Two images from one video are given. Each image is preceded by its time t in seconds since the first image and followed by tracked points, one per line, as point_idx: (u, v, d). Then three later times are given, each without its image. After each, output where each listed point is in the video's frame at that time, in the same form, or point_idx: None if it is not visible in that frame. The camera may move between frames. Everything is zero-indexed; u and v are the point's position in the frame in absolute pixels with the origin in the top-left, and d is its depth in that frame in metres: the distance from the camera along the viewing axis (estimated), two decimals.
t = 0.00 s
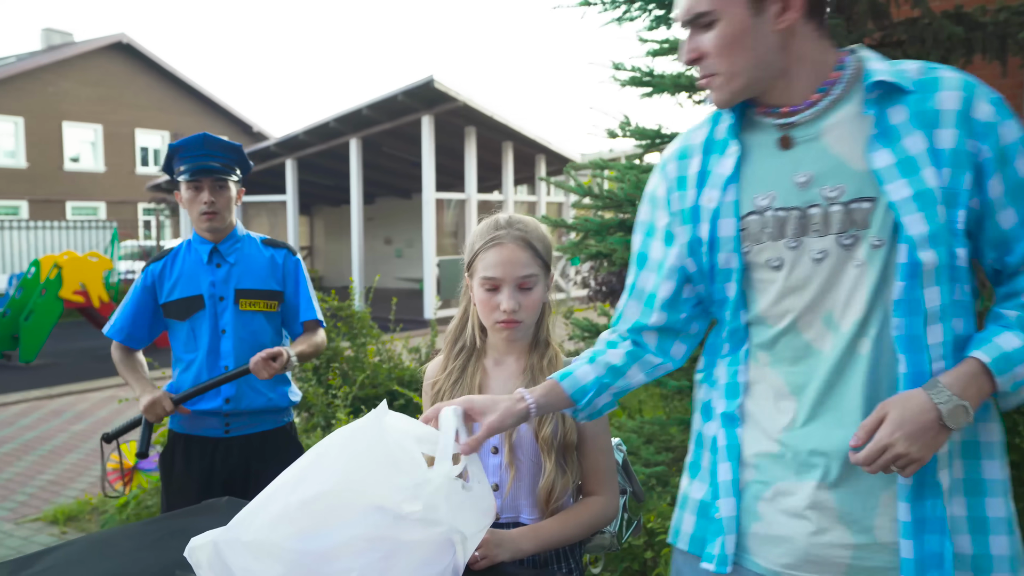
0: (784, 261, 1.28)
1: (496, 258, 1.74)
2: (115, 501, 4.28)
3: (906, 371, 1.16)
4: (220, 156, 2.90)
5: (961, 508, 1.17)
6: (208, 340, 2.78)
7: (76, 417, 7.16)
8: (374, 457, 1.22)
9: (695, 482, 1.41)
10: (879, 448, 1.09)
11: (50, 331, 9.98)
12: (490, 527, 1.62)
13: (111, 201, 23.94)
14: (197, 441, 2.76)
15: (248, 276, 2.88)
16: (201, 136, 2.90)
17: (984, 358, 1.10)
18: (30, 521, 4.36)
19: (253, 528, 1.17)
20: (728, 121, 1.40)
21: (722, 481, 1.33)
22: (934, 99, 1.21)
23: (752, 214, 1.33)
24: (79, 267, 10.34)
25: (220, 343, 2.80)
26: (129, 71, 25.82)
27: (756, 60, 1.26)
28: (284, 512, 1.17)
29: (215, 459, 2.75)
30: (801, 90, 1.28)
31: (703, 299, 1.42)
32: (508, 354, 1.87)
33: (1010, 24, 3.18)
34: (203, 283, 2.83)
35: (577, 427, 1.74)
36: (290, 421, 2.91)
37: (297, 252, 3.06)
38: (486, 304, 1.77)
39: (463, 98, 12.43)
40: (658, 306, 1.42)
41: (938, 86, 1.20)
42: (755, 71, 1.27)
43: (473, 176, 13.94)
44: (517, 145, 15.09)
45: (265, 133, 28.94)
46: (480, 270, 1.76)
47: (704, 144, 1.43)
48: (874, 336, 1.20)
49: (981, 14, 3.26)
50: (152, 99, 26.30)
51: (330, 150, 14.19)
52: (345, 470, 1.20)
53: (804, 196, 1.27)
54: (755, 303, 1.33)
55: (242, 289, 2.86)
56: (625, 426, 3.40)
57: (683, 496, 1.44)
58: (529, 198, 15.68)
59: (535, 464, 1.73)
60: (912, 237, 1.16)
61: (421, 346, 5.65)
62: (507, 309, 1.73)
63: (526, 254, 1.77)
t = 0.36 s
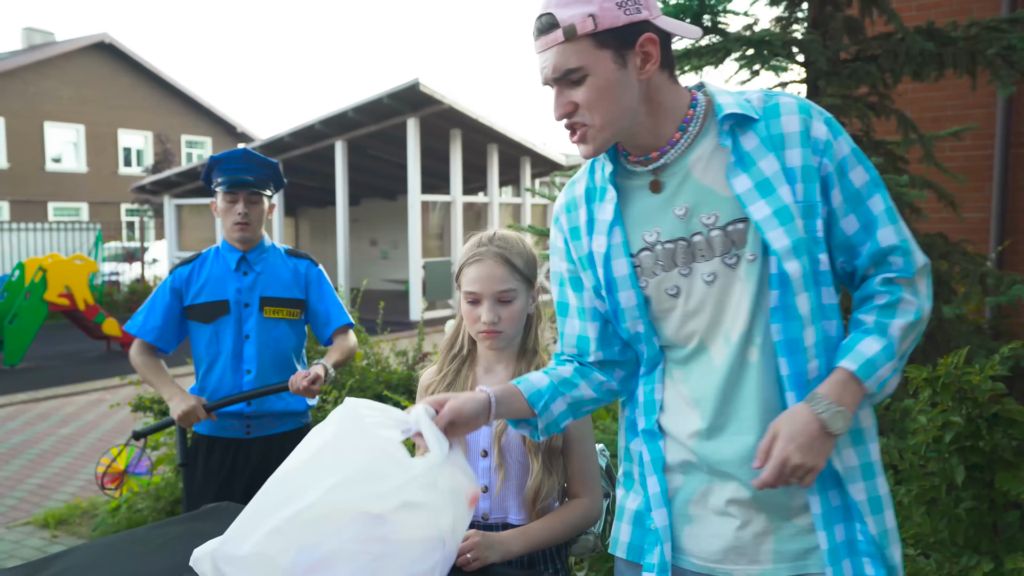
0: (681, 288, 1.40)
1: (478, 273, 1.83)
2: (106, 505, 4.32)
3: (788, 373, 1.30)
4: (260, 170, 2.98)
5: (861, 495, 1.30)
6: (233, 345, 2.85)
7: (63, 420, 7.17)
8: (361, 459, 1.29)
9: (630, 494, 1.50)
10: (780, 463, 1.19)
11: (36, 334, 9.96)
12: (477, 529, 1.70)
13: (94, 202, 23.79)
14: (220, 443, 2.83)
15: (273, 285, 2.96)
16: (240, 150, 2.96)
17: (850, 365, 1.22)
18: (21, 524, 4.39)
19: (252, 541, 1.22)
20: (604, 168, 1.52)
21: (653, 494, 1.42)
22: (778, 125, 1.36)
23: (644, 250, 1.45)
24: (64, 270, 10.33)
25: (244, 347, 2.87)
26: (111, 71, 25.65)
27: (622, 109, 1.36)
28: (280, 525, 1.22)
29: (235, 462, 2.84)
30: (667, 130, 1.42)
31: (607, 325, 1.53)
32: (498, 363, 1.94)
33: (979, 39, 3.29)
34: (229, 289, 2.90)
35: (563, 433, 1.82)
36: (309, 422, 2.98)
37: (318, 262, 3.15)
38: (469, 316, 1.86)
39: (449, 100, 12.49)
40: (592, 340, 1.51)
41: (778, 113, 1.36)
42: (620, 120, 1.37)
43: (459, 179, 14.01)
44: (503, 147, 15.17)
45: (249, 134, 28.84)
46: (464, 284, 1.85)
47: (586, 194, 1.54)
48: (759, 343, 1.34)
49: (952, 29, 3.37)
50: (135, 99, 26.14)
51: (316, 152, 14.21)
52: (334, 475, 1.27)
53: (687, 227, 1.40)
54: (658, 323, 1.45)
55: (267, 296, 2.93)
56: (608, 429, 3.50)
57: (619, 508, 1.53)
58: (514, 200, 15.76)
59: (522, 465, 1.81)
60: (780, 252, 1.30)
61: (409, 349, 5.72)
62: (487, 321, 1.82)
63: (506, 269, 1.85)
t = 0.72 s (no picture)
0: (664, 290, 1.45)
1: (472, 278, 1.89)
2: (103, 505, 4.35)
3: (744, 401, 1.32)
4: (280, 186, 2.99)
5: (826, 528, 1.31)
6: (252, 347, 2.94)
7: (57, 421, 7.18)
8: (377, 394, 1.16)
9: (626, 483, 1.55)
10: (651, 526, 1.15)
11: (27, 335, 9.96)
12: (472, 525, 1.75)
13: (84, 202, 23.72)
14: (235, 440, 2.92)
15: (294, 291, 3.03)
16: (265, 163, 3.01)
17: (738, 441, 1.17)
18: (18, 525, 4.43)
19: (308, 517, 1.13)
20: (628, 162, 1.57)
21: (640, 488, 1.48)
22: (776, 155, 1.35)
23: (644, 245, 1.50)
24: (56, 271, 10.33)
25: (263, 350, 2.95)
26: (102, 71, 25.58)
27: (658, 107, 1.38)
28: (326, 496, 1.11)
29: (247, 460, 2.90)
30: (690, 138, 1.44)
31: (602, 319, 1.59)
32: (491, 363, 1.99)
33: (962, 46, 3.36)
34: (252, 293, 2.99)
35: (555, 429, 1.88)
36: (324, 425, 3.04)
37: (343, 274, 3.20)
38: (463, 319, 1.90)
39: (441, 102, 12.53)
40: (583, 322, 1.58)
41: (780, 142, 1.36)
42: (655, 115, 1.38)
43: (451, 179, 14.05)
44: (495, 148, 15.22)
45: (241, 135, 28.80)
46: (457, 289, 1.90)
47: (613, 177, 1.60)
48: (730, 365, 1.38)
49: (935, 36, 3.44)
50: (126, 99, 26.07)
51: (308, 153, 14.22)
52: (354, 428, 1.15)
53: (681, 235, 1.46)
54: (639, 326, 1.50)
55: (288, 303, 3.01)
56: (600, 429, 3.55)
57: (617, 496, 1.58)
58: (507, 201, 15.81)
59: (517, 462, 1.86)
60: (727, 278, 1.35)
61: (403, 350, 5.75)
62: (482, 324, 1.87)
63: (498, 274, 1.91)
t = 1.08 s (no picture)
0: (715, 288, 1.54)
1: (467, 282, 1.93)
2: (103, 505, 4.40)
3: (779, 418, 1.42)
4: (288, 189, 3.04)
5: (825, 549, 1.40)
6: (255, 350, 3.00)
7: (56, 422, 7.22)
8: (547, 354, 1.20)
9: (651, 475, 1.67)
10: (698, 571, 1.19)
11: (25, 336, 10.00)
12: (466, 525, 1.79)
13: (81, 203, 23.72)
14: (235, 439, 2.95)
15: (299, 298, 3.07)
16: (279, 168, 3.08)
17: (778, 494, 1.22)
18: (18, 524, 4.47)
19: (531, 490, 1.12)
20: (713, 152, 1.64)
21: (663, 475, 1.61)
22: (859, 189, 1.39)
23: (706, 239, 1.59)
24: (55, 272, 10.36)
25: (266, 353, 3.00)
26: (99, 72, 25.58)
27: (794, 89, 1.42)
28: (542, 462, 1.12)
29: (248, 457, 2.94)
30: (780, 147, 1.49)
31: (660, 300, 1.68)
32: (484, 367, 2.04)
33: (950, 52, 3.42)
34: (257, 296, 3.05)
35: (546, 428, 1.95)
36: (323, 427, 3.09)
37: (348, 283, 3.23)
38: (457, 321, 1.96)
39: (438, 103, 12.57)
40: (637, 300, 1.71)
41: (868, 177, 1.38)
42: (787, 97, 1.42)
43: (448, 181, 14.09)
44: (492, 149, 15.28)
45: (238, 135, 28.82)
46: (453, 292, 1.95)
47: (693, 165, 1.67)
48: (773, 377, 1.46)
49: (923, 43, 3.50)
50: (122, 100, 26.07)
51: (306, 154, 14.25)
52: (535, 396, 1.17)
53: (744, 239, 1.54)
54: (685, 321, 1.59)
55: (292, 309, 3.05)
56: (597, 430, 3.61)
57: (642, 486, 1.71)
58: (503, 202, 15.86)
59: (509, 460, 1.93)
60: (789, 301, 1.42)
61: (400, 350, 5.80)
62: (475, 327, 1.93)
63: (492, 278, 1.95)
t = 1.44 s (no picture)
0: (711, 281, 1.57)
1: (465, 282, 1.98)
2: (107, 503, 4.45)
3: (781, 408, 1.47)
4: (281, 189, 3.05)
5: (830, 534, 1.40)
6: (251, 353, 2.99)
7: (58, 421, 7.27)
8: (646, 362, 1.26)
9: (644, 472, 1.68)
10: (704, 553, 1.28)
11: (27, 336, 10.08)
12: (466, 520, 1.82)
13: (81, 203, 23.77)
14: (230, 443, 2.93)
15: (293, 299, 3.09)
16: (264, 169, 3.07)
17: (789, 488, 1.30)
18: (22, 522, 4.52)
19: (655, 479, 1.18)
20: (711, 150, 1.66)
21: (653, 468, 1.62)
22: (861, 191, 1.44)
23: (704, 235, 1.62)
24: (56, 272, 10.39)
25: (262, 356, 3.00)
26: (99, 72, 25.62)
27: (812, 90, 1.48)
28: (666, 451, 1.18)
29: (245, 459, 2.92)
30: (784, 147, 1.53)
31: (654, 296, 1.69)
32: (479, 365, 2.09)
33: (942, 54, 3.48)
34: (251, 300, 3.04)
35: (542, 423, 2.01)
36: (316, 428, 3.09)
37: (339, 281, 3.27)
38: (456, 321, 2.00)
39: (438, 103, 12.62)
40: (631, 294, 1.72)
41: (868, 180, 1.44)
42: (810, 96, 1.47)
43: (448, 181, 14.14)
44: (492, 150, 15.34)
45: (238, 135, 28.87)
46: (451, 292, 2.00)
47: (686, 165, 1.69)
48: (770, 372, 1.51)
49: (915, 46, 3.55)
50: (122, 99, 26.11)
51: (306, 154, 14.30)
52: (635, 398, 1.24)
53: (742, 235, 1.58)
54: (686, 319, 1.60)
55: (286, 310, 3.07)
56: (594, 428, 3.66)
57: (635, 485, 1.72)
58: (504, 202, 15.92)
59: (506, 457, 1.98)
60: (794, 294, 1.46)
61: (400, 350, 5.86)
62: (474, 325, 1.96)
63: (491, 278, 2.01)
